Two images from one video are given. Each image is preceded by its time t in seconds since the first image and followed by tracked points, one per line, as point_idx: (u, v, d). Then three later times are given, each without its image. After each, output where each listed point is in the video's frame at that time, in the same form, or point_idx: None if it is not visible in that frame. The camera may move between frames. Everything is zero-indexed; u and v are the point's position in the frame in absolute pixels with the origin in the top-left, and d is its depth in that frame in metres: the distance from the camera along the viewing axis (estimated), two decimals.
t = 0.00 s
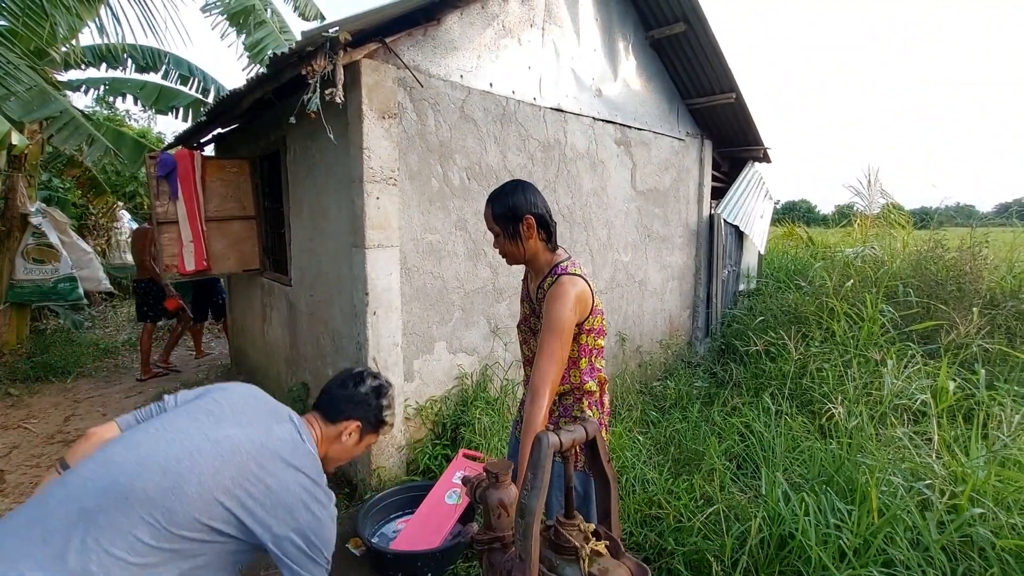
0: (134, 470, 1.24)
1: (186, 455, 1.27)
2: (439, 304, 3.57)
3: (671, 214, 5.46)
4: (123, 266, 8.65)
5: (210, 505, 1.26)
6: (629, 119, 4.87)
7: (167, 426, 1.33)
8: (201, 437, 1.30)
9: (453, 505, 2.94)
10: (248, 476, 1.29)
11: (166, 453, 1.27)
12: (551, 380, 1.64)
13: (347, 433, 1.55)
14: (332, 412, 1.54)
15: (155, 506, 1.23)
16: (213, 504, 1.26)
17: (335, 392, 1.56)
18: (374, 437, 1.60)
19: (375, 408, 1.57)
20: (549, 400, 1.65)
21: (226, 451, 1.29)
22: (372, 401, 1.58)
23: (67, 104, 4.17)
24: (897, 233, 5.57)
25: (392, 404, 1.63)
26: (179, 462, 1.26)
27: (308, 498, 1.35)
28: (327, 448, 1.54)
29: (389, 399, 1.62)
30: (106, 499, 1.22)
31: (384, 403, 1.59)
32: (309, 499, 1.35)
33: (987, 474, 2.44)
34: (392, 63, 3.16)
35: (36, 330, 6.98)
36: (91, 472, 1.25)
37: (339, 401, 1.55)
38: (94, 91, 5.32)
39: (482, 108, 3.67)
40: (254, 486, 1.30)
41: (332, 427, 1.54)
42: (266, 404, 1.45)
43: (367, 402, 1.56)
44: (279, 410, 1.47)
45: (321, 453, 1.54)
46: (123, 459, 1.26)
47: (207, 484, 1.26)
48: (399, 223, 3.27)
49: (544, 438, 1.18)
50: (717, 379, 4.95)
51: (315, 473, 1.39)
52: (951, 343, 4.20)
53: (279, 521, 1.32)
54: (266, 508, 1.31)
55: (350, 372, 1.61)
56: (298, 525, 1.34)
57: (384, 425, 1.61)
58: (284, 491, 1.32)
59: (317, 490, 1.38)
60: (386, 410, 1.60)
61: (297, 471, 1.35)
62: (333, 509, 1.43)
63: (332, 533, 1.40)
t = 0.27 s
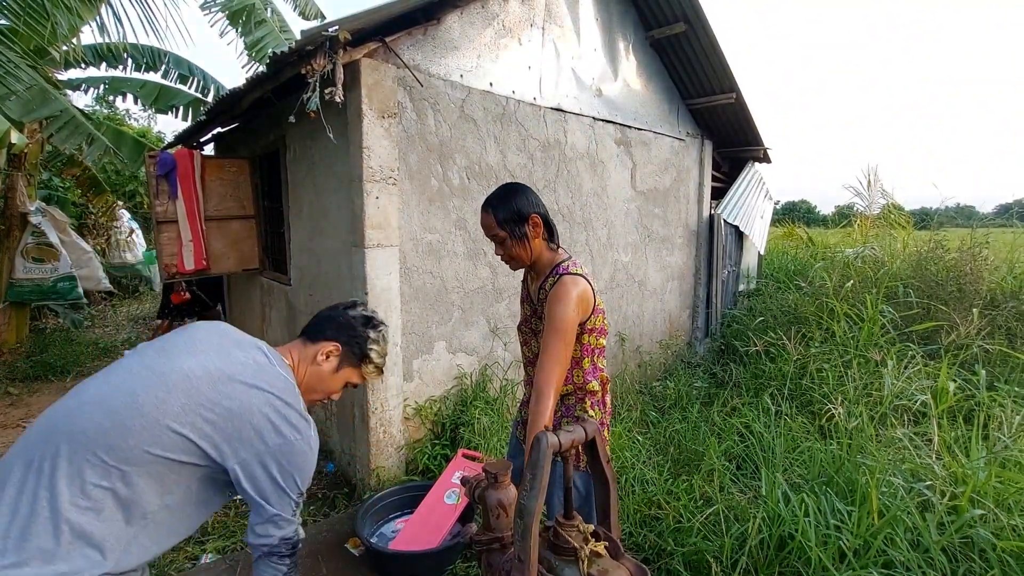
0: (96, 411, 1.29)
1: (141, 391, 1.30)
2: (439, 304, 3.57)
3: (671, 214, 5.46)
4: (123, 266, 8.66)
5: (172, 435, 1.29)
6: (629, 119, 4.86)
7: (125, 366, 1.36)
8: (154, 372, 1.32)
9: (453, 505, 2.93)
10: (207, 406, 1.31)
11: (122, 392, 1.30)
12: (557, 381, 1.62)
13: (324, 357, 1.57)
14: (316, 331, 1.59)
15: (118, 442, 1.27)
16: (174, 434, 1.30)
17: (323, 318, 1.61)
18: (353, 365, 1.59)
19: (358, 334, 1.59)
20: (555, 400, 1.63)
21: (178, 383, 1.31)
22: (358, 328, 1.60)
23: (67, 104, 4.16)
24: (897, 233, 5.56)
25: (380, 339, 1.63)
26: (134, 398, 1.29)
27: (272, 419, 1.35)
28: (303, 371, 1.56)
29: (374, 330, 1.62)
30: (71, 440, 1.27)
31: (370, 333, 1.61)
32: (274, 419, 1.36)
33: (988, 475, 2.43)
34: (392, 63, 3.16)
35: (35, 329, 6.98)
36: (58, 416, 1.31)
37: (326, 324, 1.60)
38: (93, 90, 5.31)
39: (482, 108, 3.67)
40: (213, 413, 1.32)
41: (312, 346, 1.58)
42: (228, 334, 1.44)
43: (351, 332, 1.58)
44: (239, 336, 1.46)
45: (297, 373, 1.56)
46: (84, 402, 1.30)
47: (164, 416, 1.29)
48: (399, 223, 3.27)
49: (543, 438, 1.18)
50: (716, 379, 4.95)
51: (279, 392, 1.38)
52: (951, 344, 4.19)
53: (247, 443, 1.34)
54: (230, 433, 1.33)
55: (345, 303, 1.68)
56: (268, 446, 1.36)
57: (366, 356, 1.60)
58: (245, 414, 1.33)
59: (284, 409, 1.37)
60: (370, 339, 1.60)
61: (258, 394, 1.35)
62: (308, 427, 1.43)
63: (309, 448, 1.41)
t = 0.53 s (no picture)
0: (72, 385, 1.24)
1: (119, 363, 1.25)
2: (441, 304, 3.57)
3: (673, 215, 5.45)
4: (126, 266, 8.68)
5: (145, 406, 1.22)
6: (631, 119, 4.86)
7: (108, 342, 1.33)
8: (134, 345, 1.28)
9: (454, 505, 2.94)
10: (181, 374, 1.24)
11: (100, 365, 1.25)
12: (563, 382, 1.62)
13: (317, 331, 1.45)
14: (311, 306, 1.49)
15: (88, 414, 1.21)
16: (147, 405, 1.22)
17: (324, 292, 1.51)
18: (346, 344, 1.46)
19: (355, 311, 1.47)
20: (561, 401, 1.62)
21: (151, 355, 1.25)
22: (356, 305, 1.48)
23: (70, 104, 4.17)
24: (900, 234, 5.54)
25: (378, 320, 1.49)
26: (110, 370, 1.24)
27: (248, 387, 1.25)
28: (293, 345, 1.45)
29: (373, 308, 1.50)
30: (42, 417, 1.22)
31: (367, 312, 1.48)
32: (252, 387, 1.25)
33: (991, 477, 2.43)
34: (395, 63, 3.16)
35: (38, 328, 6.99)
36: (37, 393, 1.27)
37: (324, 298, 1.49)
38: (97, 90, 5.33)
39: (484, 108, 3.67)
40: (187, 382, 1.24)
41: (304, 322, 1.47)
42: (215, 312, 1.39)
43: (351, 309, 1.46)
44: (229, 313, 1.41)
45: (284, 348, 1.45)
46: (62, 378, 1.26)
47: (137, 385, 1.22)
48: (401, 223, 3.27)
49: (545, 439, 1.17)
50: (718, 380, 4.95)
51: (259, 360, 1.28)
52: (953, 345, 4.19)
53: (221, 413, 1.24)
54: (204, 403, 1.24)
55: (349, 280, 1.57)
56: (243, 417, 1.25)
57: (361, 336, 1.47)
58: (221, 382, 1.24)
59: (263, 377, 1.27)
60: (367, 317, 1.47)
61: (236, 361, 1.26)
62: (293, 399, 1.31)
63: (292, 422, 1.28)
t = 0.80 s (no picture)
0: (68, 375, 1.26)
1: (115, 356, 1.27)
2: (441, 303, 3.57)
3: (673, 215, 5.45)
4: (126, 264, 8.68)
5: (131, 400, 1.22)
6: (632, 120, 4.87)
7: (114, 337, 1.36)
8: (134, 340, 1.30)
9: (454, 504, 2.94)
10: (171, 370, 1.24)
11: (98, 357, 1.28)
12: (564, 382, 1.62)
13: (322, 347, 1.43)
14: (316, 320, 1.46)
15: (75, 403, 1.22)
16: (132, 398, 1.22)
17: (328, 306, 1.48)
18: (352, 359, 1.44)
19: (361, 325, 1.45)
20: (562, 402, 1.63)
21: (147, 350, 1.27)
22: (362, 319, 1.46)
23: (72, 102, 4.17)
24: (900, 236, 5.54)
25: (383, 333, 1.47)
26: (105, 362, 1.26)
27: (232, 388, 1.22)
28: (297, 360, 1.43)
29: (378, 322, 1.48)
30: (38, 405, 1.25)
31: (373, 326, 1.46)
32: (237, 387, 1.22)
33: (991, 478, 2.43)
34: (396, 63, 3.16)
35: (38, 326, 6.99)
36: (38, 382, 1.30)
37: (328, 312, 1.47)
38: (98, 89, 5.33)
39: (485, 108, 3.67)
40: (175, 377, 1.23)
41: (309, 336, 1.45)
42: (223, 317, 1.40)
43: (355, 322, 1.44)
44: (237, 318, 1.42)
45: (288, 363, 1.43)
46: (63, 369, 1.29)
47: (127, 378, 1.23)
48: (402, 223, 3.27)
49: (546, 438, 1.18)
50: (718, 380, 4.95)
51: (249, 362, 1.26)
52: (953, 347, 4.19)
53: (202, 411, 1.22)
54: (188, 400, 1.23)
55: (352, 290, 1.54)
56: (223, 418, 1.21)
57: (367, 351, 1.45)
58: (207, 380, 1.23)
59: (251, 378, 1.24)
60: (373, 332, 1.45)
61: (226, 360, 1.25)
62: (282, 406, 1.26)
63: (275, 428, 1.23)
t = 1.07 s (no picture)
0: (72, 381, 1.26)
1: (119, 363, 1.26)
2: (444, 303, 3.57)
3: (676, 216, 5.45)
4: (129, 263, 8.71)
5: (133, 409, 1.22)
6: (635, 120, 4.87)
7: (118, 342, 1.35)
8: (139, 347, 1.29)
9: (456, 504, 2.94)
10: (173, 380, 1.24)
11: (102, 364, 1.27)
12: (563, 383, 1.63)
13: (330, 356, 1.44)
14: (323, 329, 1.46)
15: (77, 411, 1.22)
16: (134, 407, 1.22)
17: (333, 312, 1.48)
18: (361, 367, 1.45)
19: (369, 334, 1.45)
20: (562, 402, 1.64)
21: (149, 358, 1.26)
22: (369, 327, 1.46)
23: (77, 102, 4.19)
24: (904, 237, 5.52)
25: (392, 340, 1.48)
26: (109, 370, 1.25)
27: (233, 402, 1.22)
28: (307, 369, 1.44)
29: (387, 330, 1.47)
30: (39, 409, 1.25)
31: (381, 334, 1.45)
32: (238, 402, 1.22)
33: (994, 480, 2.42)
34: (399, 63, 3.16)
35: (42, 325, 7.01)
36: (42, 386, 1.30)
37: (335, 320, 1.46)
38: (102, 88, 5.34)
39: (488, 108, 3.67)
40: (178, 388, 1.23)
41: (317, 345, 1.45)
42: (227, 324, 1.40)
43: (361, 329, 1.44)
44: (242, 326, 1.41)
45: (298, 373, 1.44)
46: (66, 372, 1.29)
47: (129, 387, 1.23)
48: (405, 223, 3.28)
49: (549, 437, 1.18)
50: (721, 381, 4.95)
51: (251, 376, 1.26)
52: (957, 348, 4.18)
53: (202, 424, 1.22)
54: (190, 412, 1.23)
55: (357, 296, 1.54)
56: (223, 432, 1.22)
57: (376, 359, 1.45)
58: (208, 392, 1.23)
59: (253, 392, 1.23)
60: (381, 340, 1.45)
61: (228, 373, 1.25)
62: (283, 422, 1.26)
63: (274, 445, 1.23)
